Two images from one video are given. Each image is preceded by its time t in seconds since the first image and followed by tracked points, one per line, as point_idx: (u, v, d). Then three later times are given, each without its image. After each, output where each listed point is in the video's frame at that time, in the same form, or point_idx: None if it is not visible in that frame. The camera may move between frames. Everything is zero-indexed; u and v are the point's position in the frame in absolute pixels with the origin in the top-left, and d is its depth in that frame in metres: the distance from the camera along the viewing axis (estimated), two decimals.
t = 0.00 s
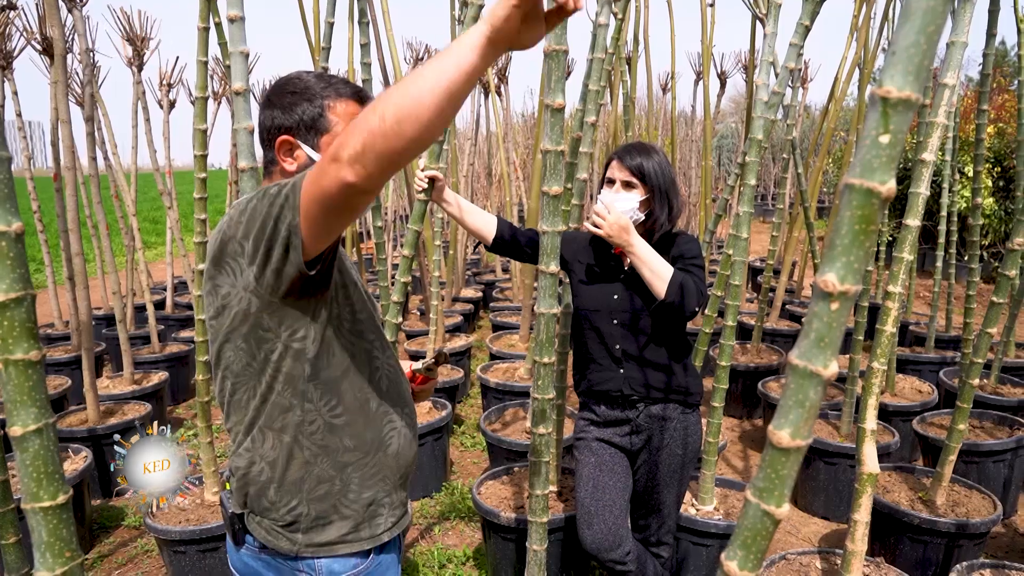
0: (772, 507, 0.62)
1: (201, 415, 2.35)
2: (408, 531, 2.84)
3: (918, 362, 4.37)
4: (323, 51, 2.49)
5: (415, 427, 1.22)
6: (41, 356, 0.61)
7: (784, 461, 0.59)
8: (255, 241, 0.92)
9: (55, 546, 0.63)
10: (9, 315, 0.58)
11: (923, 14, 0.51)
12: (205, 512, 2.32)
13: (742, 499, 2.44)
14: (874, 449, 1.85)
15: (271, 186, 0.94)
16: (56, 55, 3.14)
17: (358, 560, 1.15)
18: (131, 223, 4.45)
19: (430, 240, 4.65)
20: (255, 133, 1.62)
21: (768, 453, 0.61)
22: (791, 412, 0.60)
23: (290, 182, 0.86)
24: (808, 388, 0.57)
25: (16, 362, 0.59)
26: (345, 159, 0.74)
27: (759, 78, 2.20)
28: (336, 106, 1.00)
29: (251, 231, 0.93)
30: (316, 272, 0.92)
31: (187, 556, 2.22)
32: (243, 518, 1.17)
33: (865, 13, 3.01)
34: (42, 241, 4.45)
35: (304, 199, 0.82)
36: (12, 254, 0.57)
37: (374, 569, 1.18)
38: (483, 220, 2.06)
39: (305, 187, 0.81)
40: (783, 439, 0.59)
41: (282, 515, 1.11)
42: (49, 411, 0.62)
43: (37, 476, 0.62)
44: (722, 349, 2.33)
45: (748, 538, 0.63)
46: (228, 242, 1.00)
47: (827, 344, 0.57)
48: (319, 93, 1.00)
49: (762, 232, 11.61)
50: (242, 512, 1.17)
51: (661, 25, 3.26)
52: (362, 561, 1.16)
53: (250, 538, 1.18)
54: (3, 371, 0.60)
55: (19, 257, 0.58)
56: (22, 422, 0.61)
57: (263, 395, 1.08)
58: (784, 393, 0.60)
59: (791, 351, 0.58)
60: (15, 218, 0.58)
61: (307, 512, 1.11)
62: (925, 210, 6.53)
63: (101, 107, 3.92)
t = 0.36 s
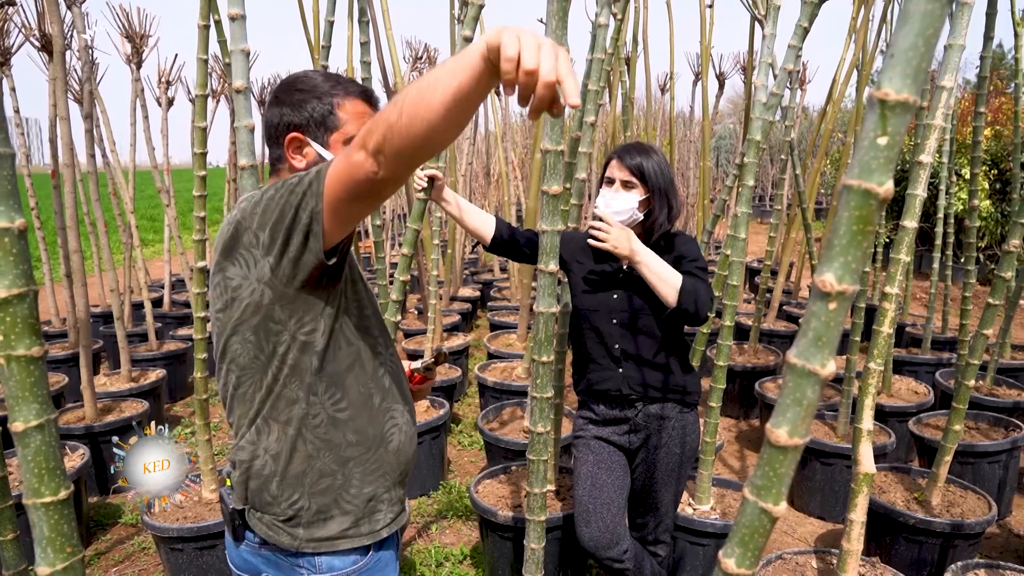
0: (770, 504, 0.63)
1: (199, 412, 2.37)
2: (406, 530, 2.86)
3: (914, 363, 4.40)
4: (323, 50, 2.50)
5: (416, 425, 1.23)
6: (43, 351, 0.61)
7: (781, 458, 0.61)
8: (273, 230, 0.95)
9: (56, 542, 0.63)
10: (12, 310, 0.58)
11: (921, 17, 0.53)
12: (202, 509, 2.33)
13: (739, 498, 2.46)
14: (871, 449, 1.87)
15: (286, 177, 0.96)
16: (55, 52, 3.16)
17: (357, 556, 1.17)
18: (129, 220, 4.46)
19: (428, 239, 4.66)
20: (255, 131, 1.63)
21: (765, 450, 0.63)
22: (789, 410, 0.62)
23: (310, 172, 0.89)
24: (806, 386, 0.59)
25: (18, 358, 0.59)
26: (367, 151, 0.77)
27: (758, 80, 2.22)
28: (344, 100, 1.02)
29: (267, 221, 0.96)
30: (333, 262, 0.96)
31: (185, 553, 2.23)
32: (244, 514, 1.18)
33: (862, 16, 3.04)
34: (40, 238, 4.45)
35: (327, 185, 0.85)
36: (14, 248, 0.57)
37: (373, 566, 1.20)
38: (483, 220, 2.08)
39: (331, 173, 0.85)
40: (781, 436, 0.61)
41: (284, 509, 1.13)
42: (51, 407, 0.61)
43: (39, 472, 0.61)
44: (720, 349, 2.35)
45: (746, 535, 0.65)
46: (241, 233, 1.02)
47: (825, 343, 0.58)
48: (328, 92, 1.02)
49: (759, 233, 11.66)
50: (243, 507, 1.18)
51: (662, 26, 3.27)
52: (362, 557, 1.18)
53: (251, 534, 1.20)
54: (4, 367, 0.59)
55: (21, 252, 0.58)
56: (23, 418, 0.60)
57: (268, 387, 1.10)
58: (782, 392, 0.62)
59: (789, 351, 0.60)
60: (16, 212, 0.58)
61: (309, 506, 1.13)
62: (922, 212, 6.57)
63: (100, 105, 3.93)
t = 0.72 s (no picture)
0: (767, 499, 0.63)
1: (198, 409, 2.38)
2: (405, 527, 2.88)
3: (913, 362, 4.42)
4: (323, 48, 2.52)
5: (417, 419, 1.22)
6: (46, 345, 0.61)
7: (778, 454, 0.61)
8: (277, 220, 0.97)
9: (58, 535, 0.62)
10: (15, 304, 0.57)
11: (918, 14, 0.53)
12: (201, 507, 2.34)
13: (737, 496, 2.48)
14: (870, 448, 1.88)
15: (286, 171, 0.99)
16: (56, 50, 3.17)
17: (356, 551, 1.18)
18: (129, 218, 4.47)
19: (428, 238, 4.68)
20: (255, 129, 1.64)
21: (762, 446, 0.63)
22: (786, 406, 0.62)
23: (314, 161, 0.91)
24: (802, 382, 0.59)
25: (21, 351, 0.59)
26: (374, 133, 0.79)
27: (757, 78, 2.24)
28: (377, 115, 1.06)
29: (270, 213, 0.98)
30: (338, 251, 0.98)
31: (184, 550, 2.24)
32: (244, 510, 1.19)
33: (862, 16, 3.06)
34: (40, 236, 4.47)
35: (333, 171, 0.87)
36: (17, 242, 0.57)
37: (372, 562, 1.20)
38: (480, 222, 2.10)
39: (337, 159, 0.86)
40: (778, 432, 0.61)
41: (283, 502, 1.13)
42: (53, 400, 0.61)
43: (40, 466, 0.60)
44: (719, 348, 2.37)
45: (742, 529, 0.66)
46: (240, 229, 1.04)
47: (822, 338, 0.59)
48: (358, 105, 1.05)
49: (758, 232, 11.69)
50: (243, 502, 1.19)
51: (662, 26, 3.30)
52: (361, 552, 1.18)
53: (251, 528, 1.21)
54: (8, 362, 0.59)
55: (24, 247, 0.58)
56: (26, 412, 0.60)
57: (269, 381, 1.11)
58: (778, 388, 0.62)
59: (786, 346, 0.60)
60: (20, 208, 0.58)
61: (308, 499, 1.13)
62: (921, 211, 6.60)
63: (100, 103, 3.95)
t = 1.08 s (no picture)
0: (762, 489, 0.68)
1: (200, 407, 2.43)
2: (406, 525, 2.94)
3: (911, 360, 4.47)
4: (324, 49, 2.57)
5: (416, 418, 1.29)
6: (54, 342, 0.63)
7: (773, 442, 0.66)
8: (267, 240, 0.98)
9: (67, 526, 0.66)
10: (25, 301, 0.61)
11: (909, 17, 0.58)
12: (203, 504, 2.38)
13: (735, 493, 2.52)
14: (866, 445, 1.93)
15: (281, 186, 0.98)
16: (57, 51, 3.22)
17: (359, 545, 1.22)
18: (130, 218, 4.52)
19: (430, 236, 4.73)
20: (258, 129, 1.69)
21: (759, 440, 0.69)
22: (781, 399, 0.67)
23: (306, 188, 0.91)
24: (796, 375, 0.64)
25: (31, 346, 0.62)
26: (361, 178, 0.80)
27: (756, 78, 2.29)
28: (377, 114, 1.10)
29: (261, 229, 0.99)
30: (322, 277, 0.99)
31: (186, 547, 2.29)
32: (248, 504, 1.23)
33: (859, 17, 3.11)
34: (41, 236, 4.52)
35: (318, 207, 0.88)
36: (28, 240, 0.61)
37: (375, 555, 1.25)
38: (480, 222, 2.15)
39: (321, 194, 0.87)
40: (772, 424, 0.66)
41: (285, 500, 1.18)
42: (61, 395, 0.64)
43: (48, 458, 0.64)
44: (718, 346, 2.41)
45: (739, 519, 0.71)
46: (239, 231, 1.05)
47: (816, 333, 0.64)
48: (357, 103, 1.08)
49: (758, 232, 11.76)
50: (246, 497, 1.23)
51: (660, 27, 3.34)
52: (364, 546, 1.22)
53: (253, 524, 1.24)
54: (20, 355, 0.63)
55: (33, 245, 0.62)
56: (35, 406, 0.64)
57: (267, 383, 1.15)
58: (774, 382, 0.67)
59: (781, 342, 0.65)
60: (29, 208, 0.62)
61: (310, 498, 1.17)
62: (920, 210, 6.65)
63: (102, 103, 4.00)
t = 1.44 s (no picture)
0: (743, 483, 0.66)
1: (201, 406, 2.51)
2: (404, 523, 3.02)
3: (907, 359, 4.55)
4: (322, 49, 2.64)
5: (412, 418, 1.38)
6: (57, 339, 0.66)
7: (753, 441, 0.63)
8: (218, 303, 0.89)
9: (69, 518, 0.68)
10: (28, 298, 0.63)
11: (880, 21, 0.55)
12: (203, 501, 2.44)
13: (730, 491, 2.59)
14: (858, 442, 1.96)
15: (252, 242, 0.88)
16: (59, 53, 3.30)
17: (353, 537, 1.31)
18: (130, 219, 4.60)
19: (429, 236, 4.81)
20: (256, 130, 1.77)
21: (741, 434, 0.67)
22: (761, 395, 0.65)
23: (255, 270, 0.80)
24: (774, 372, 0.62)
25: (34, 343, 0.64)
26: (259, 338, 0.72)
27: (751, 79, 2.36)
28: (370, 114, 1.13)
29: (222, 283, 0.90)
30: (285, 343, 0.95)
31: (186, 544, 2.33)
32: (245, 499, 1.33)
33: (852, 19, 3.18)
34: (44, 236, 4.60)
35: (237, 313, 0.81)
36: (30, 238, 0.63)
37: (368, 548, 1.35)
38: (477, 222, 2.23)
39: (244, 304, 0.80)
40: (753, 418, 0.64)
41: (281, 497, 1.26)
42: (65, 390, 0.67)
43: (53, 451, 0.66)
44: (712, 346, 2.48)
45: (721, 512, 0.70)
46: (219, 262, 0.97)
47: (794, 330, 0.61)
48: (347, 101, 1.10)
49: (756, 232, 11.87)
50: (244, 492, 1.32)
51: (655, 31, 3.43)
52: (358, 538, 1.32)
53: (251, 517, 1.34)
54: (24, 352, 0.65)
55: (34, 243, 0.64)
56: (39, 401, 0.66)
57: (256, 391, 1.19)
58: (754, 376, 0.64)
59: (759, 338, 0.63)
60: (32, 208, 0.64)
61: (305, 497, 1.25)
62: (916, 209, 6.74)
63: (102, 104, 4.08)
